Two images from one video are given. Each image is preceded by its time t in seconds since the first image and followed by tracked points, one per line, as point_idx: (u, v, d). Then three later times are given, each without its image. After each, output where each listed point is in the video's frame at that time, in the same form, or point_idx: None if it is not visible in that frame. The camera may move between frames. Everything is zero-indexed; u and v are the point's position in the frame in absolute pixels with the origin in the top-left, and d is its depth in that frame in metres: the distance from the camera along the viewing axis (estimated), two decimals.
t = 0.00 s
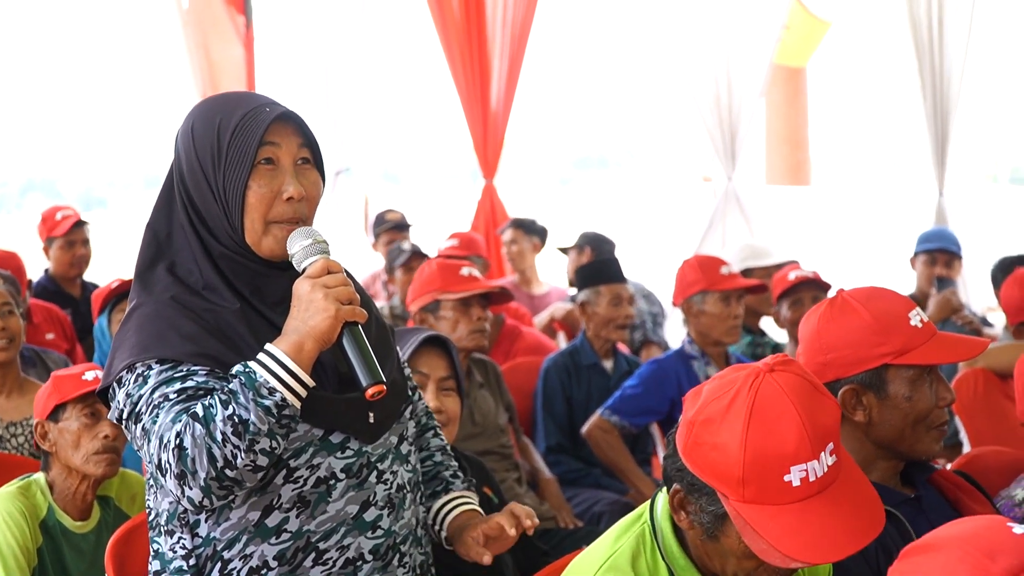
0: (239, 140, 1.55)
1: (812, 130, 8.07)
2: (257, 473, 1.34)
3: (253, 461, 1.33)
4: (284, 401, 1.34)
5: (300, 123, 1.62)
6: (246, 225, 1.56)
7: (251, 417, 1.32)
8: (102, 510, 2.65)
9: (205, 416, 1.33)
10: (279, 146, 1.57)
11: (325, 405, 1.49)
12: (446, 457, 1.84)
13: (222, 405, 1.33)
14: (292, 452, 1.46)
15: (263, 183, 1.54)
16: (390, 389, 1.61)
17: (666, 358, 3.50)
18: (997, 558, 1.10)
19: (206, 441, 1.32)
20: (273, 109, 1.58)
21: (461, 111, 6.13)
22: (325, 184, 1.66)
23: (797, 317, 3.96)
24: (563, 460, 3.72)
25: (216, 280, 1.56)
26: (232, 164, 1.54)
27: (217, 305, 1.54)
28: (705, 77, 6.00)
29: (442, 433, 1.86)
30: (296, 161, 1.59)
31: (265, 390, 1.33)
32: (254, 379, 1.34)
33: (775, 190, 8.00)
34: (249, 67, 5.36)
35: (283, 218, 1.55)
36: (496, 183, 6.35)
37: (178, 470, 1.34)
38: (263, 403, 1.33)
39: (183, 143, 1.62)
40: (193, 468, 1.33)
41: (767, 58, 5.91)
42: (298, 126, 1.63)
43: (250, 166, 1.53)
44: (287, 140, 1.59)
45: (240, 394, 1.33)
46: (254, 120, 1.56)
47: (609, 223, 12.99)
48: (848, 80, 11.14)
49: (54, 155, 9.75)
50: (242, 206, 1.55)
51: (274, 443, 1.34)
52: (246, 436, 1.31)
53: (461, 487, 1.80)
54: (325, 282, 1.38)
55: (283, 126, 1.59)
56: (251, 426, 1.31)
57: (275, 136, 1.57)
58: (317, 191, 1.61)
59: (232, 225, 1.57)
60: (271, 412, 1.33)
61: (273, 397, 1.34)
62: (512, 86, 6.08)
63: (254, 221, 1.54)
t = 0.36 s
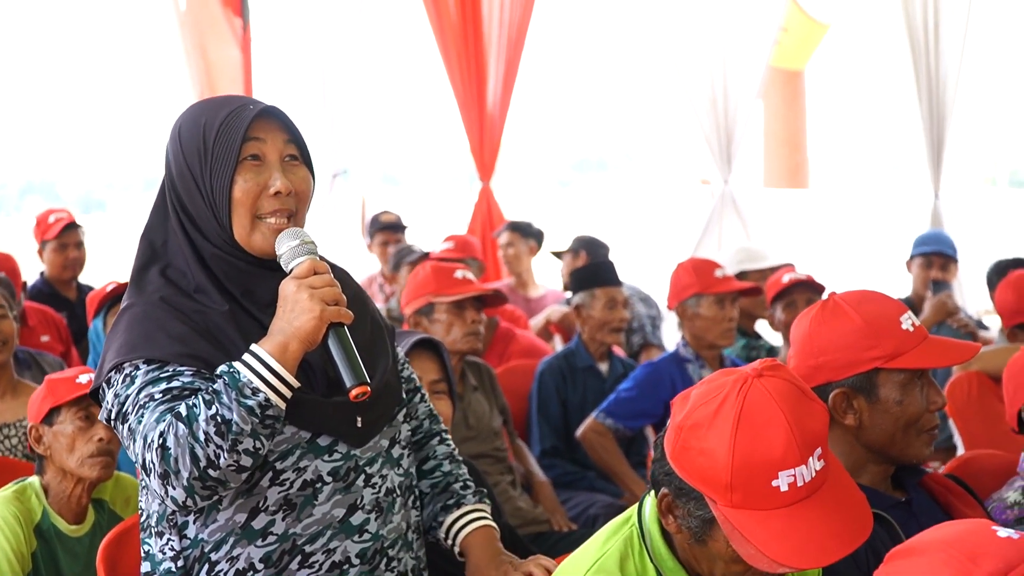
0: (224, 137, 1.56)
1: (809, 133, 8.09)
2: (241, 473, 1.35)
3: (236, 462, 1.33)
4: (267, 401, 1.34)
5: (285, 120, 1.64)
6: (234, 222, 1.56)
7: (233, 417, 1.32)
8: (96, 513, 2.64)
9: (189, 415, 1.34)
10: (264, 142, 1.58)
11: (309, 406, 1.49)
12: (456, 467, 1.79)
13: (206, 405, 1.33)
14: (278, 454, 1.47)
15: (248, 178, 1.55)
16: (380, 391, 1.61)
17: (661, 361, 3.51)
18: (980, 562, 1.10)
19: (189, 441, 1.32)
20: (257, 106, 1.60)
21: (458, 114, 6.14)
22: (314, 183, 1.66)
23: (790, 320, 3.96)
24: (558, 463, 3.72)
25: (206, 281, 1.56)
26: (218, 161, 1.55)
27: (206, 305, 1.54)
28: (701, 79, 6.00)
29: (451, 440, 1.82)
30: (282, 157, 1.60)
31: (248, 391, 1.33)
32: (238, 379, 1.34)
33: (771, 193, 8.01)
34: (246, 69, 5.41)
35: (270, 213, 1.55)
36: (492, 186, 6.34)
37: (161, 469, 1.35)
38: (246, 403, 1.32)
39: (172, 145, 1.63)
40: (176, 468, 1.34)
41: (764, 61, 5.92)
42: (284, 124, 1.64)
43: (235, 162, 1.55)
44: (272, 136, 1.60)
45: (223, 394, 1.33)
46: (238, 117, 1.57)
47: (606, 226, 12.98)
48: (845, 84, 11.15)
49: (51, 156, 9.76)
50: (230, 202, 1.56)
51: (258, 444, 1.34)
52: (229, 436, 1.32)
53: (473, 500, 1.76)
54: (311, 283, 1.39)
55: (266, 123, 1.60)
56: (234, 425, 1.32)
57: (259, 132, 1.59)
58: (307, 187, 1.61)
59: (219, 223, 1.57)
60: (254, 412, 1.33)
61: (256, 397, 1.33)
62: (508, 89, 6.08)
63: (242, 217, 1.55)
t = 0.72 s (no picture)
0: (219, 143, 1.56)
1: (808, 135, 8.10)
2: (236, 478, 1.35)
3: (231, 468, 1.34)
4: (261, 406, 1.34)
5: (279, 126, 1.63)
6: (226, 228, 1.56)
7: (227, 423, 1.32)
8: (94, 515, 2.63)
9: (182, 422, 1.34)
10: (258, 149, 1.58)
11: (304, 408, 1.49)
12: (452, 466, 1.79)
13: (199, 412, 1.34)
14: (274, 457, 1.46)
15: (241, 186, 1.55)
16: (374, 393, 1.60)
17: (659, 363, 3.51)
18: (977, 563, 1.10)
19: (183, 448, 1.33)
20: (252, 114, 1.59)
21: (457, 116, 6.14)
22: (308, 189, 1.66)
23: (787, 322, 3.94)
24: (557, 465, 3.72)
25: (196, 288, 1.55)
26: (212, 168, 1.55)
27: (197, 311, 1.53)
28: (700, 81, 6.00)
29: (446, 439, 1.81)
30: (276, 164, 1.60)
31: (242, 396, 1.33)
32: (231, 386, 1.34)
33: (771, 195, 8.02)
34: (245, 72, 5.39)
35: (262, 219, 1.56)
36: (491, 188, 6.35)
37: (156, 476, 1.36)
38: (240, 408, 1.33)
39: (163, 150, 1.62)
40: (171, 475, 1.34)
41: (764, 63, 5.92)
42: (278, 130, 1.64)
43: (229, 170, 1.54)
44: (266, 143, 1.60)
45: (216, 401, 1.34)
46: (233, 124, 1.57)
47: (605, 228, 13.00)
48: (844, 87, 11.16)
49: (50, 157, 9.76)
50: (223, 209, 1.55)
51: (252, 449, 1.35)
52: (223, 442, 1.32)
53: (470, 500, 1.75)
54: (302, 287, 1.39)
55: (262, 130, 1.60)
56: (228, 432, 1.32)
57: (255, 140, 1.59)
58: (300, 194, 1.62)
59: (211, 230, 1.57)
60: (248, 418, 1.33)
61: (250, 402, 1.34)
62: (507, 91, 6.08)
63: (234, 223, 1.55)
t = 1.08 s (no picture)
0: (231, 142, 1.56)
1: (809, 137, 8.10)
2: (238, 482, 1.35)
3: (233, 471, 1.34)
4: (264, 409, 1.34)
5: (288, 126, 1.64)
6: (237, 227, 1.56)
7: (230, 426, 1.32)
8: (97, 518, 2.63)
9: (184, 425, 1.34)
10: (269, 148, 1.59)
11: (307, 410, 1.49)
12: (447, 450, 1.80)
13: (202, 415, 1.33)
14: (277, 460, 1.46)
15: (257, 183, 1.55)
16: (375, 396, 1.61)
17: (661, 366, 3.49)
18: (982, 565, 1.09)
19: (185, 451, 1.32)
20: (262, 113, 1.60)
21: (458, 119, 6.14)
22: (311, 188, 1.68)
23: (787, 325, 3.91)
24: (558, 468, 3.72)
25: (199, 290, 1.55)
26: (225, 167, 1.55)
27: (200, 313, 1.53)
28: (701, 84, 6.00)
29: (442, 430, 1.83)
30: (285, 163, 1.61)
31: (244, 400, 1.33)
32: (234, 389, 1.34)
33: (773, 198, 8.02)
34: (246, 75, 5.39)
35: (274, 217, 1.57)
36: (492, 191, 6.35)
37: (157, 480, 1.35)
38: (242, 411, 1.32)
39: (165, 150, 1.61)
40: (172, 478, 1.34)
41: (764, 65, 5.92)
42: (285, 130, 1.65)
43: (245, 167, 1.55)
44: (276, 142, 1.61)
45: (219, 404, 1.33)
46: (244, 123, 1.58)
47: (606, 229, 13.00)
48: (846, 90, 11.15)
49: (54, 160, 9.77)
50: (235, 208, 1.55)
51: (255, 453, 1.34)
52: (225, 446, 1.32)
53: (467, 475, 1.74)
54: (306, 291, 1.38)
55: (272, 130, 1.61)
56: (230, 435, 1.32)
57: (266, 139, 1.59)
58: (308, 193, 1.63)
59: (222, 229, 1.57)
60: (251, 421, 1.33)
61: (253, 405, 1.33)
62: (508, 94, 6.08)
63: (249, 221, 1.55)
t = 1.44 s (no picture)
0: (254, 142, 1.57)
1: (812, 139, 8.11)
2: (257, 477, 1.33)
3: (252, 465, 1.32)
4: (284, 404, 1.34)
5: (309, 126, 1.65)
6: (259, 225, 1.57)
7: (251, 420, 1.32)
8: (105, 519, 2.61)
9: (205, 418, 1.33)
10: (292, 148, 1.60)
11: (326, 407, 1.49)
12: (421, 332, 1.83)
13: (223, 407, 1.33)
14: (297, 457, 1.47)
15: (279, 183, 1.55)
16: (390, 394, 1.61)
17: (667, 369, 3.48)
18: (999, 566, 1.08)
19: (205, 443, 1.31)
20: (285, 113, 1.60)
21: (461, 122, 6.14)
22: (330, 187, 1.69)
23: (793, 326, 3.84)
24: (564, 471, 3.71)
25: (220, 286, 1.56)
26: (248, 166, 1.55)
27: (219, 307, 1.54)
28: (705, 86, 5.99)
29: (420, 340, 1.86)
30: (307, 163, 1.62)
31: (265, 393, 1.33)
32: (255, 383, 1.34)
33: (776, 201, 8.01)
34: (249, 77, 5.45)
35: (295, 217, 1.58)
36: (496, 193, 6.34)
37: (176, 472, 1.33)
38: (264, 405, 1.32)
39: (187, 146, 1.61)
40: (192, 471, 1.32)
41: (768, 68, 5.92)
42: (306, 130, 1.66)
43: (268, 167, 1.55)
44: (299, 143, 1.61)
45: (240, 398, 1.33)
46: (268, 123, 1.58)
47: (607, 232, 12.97)
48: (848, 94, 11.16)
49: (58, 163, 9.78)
50: (257, 207, 1.56)
51: (275, 447, 1.33)
52: (246, 439, 1.31)
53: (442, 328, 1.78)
54: (327, 287, 1.39)
55: (295, 130, 1.62)
56: (251, 429, 1.31)
57: (289, 138, 1.60)
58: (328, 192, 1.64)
59: (244, 227, 1.57)
60: (271, 416, 1.33)
61: (274, 400, 1.33)
62: (511, 97, 6.08)
63: (270, 220, 1.56)
